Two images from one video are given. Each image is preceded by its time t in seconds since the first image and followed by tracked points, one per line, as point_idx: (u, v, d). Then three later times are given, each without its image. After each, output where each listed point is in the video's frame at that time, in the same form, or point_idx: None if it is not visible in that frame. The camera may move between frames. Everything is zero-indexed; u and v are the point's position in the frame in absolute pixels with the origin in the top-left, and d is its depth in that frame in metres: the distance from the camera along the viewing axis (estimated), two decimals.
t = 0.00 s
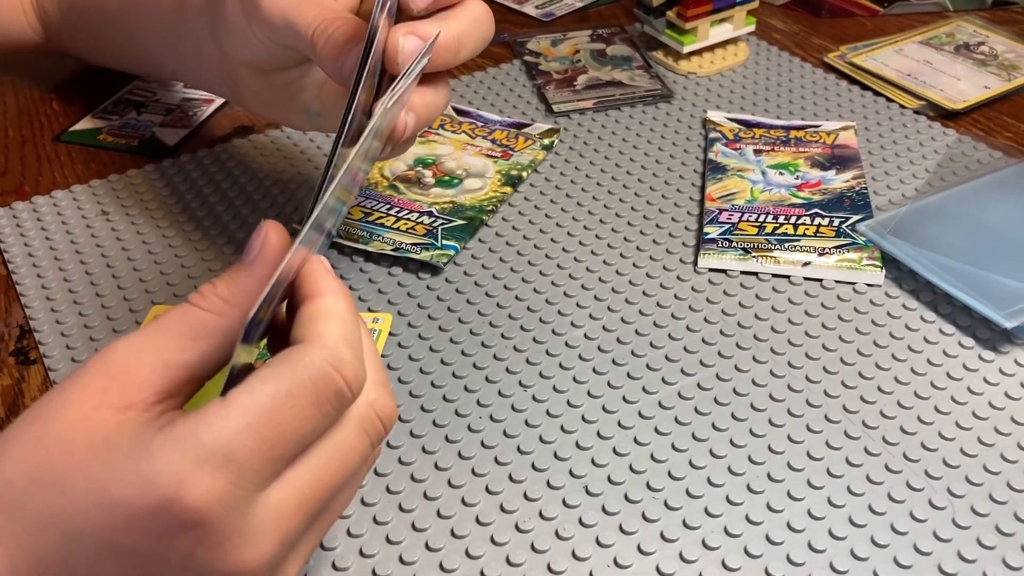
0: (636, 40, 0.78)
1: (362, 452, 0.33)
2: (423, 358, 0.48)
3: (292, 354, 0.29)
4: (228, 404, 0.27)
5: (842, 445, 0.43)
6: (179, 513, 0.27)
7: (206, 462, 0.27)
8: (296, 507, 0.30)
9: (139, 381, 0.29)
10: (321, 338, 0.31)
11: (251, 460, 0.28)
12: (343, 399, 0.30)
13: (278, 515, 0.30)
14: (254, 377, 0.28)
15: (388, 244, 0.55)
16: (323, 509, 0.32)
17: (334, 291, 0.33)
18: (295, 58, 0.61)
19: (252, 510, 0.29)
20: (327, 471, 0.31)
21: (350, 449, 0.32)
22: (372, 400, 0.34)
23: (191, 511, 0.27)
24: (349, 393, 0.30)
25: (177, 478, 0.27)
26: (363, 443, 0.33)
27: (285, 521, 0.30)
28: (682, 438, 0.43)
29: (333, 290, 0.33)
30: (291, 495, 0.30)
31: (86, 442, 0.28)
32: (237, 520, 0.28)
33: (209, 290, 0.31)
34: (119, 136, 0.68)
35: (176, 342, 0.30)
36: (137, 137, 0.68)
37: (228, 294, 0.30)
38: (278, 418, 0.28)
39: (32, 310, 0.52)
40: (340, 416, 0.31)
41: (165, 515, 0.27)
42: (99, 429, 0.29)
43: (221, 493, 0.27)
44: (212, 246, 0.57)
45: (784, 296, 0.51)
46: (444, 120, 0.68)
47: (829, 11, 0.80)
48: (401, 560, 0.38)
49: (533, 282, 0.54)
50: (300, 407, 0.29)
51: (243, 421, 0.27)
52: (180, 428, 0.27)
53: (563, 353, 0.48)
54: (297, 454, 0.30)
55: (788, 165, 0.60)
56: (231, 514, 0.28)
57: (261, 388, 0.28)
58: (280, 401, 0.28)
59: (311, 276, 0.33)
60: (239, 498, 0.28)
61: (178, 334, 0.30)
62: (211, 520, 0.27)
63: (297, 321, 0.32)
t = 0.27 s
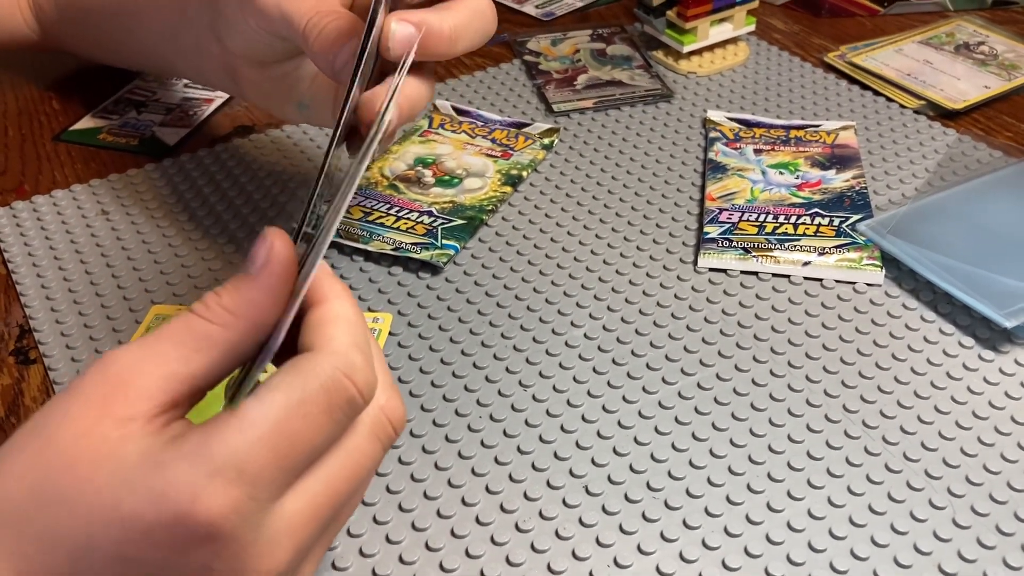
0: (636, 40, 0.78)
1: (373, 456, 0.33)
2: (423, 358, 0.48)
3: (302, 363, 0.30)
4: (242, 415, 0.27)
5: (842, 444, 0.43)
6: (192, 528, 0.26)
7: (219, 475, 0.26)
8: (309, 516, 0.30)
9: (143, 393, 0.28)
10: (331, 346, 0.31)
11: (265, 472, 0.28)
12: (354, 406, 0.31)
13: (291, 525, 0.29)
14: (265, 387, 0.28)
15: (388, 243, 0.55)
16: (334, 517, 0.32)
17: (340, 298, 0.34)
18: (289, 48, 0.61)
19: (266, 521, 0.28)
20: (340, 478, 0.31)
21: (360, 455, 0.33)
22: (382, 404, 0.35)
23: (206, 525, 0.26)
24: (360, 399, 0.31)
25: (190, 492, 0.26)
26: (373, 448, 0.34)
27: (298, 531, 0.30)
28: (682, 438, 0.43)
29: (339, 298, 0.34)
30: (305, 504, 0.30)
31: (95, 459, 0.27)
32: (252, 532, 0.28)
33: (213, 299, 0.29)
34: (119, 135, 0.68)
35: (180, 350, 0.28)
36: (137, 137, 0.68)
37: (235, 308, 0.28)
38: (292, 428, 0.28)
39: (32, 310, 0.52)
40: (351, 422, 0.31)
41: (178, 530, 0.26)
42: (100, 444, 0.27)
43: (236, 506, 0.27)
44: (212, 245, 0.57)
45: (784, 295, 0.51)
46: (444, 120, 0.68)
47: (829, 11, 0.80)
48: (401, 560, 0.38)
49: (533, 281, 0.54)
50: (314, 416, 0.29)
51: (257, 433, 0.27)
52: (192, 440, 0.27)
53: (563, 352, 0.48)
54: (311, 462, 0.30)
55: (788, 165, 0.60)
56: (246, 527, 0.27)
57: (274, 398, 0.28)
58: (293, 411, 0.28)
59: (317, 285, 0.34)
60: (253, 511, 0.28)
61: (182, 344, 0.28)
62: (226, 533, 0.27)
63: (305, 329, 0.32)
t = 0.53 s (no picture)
0: (635, 37, 0.78)
1: (368, 472, 0.33)
2: (422, 356, 0.48)
3: (303, 379, 0.29)
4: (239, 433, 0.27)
5: (843, 442, 0.42)
6: (181, 546, 0.26)
7: (211, 495, 0.26)
8: (301, 536, 0.30)
9: (138, 404, 0.27)
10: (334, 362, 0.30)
11: (258, 492, 0.27)
12: (353, 427, 0.30)
13: (283, 545, 0.29)
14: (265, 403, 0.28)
15: (387, 241, 0.55)
16: (328, 534, 0.32)
17: (345, 309, 0.33)
18: (286, 14, 0.65)
19: (256, 540, 0.28)
20: (335, 497, 0.31)
21: (357, 472, 0.32)
22: (382, 420, 0.34)
23: (195, 544, 0.26)
24: (359, 420, 0.30)
25: (179, 511, 0.26)
26: (369, 464, 0.33)
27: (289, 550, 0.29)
28: (683, 436, 0.43)
29: (345, 309, 0.33)
30: (298, 522, 0.30)
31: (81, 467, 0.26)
32: (242, 551, 0.27)
33: (214, 306, 0.29)
34: (117, 133, 0.67)
35: (177, 361, 0.28)
36: (135, 135, 0.67)
37: (239, 314, 0.29)
38: (288, 449, 0.28)
39: (30, 308, 0.52)
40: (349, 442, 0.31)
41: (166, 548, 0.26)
42: (90, 456, 0.26)
43: (226, 527, 0.26)
44: (211, 243, 0.57)
45: (785, 293, 0.51)
46: (443, 117, 0.67)
47: (829, 9, 0.80)
48: (400, 558, 0.38)
49: (533, 279, 0.53)
50: (312, 437, 0.28)
51: (253, 452, 0.27)
52: (185, 454, 0.26)
53: (563, 350, 0.48)
54: (304, 482, 0.29)
55: (788, 162, 0.60)
56: (235, 547, 0.27)
57: (273, 417, 0.27)
58: (291, 431, 0.28)
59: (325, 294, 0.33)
60: (244, 530, 0.27)
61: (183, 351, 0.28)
62: (216, 553, 0.26)
63: (307, 341, 0.31)
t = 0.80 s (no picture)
0: (634, 37, 0.78)
1: (359, 513, 0.32)
2: (423, 354, 0.48)
3: (286, 419, 0.28)
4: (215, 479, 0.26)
5: (843, 440, 0.43)
6: None
7: (177, 544, 0.25)
8: None
9: (113, 431, 0.27)
10: (319, 400, 0.29)
11: (230, 542, 0.26)
12: (339, 473, 0.29)
13: None
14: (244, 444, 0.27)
15: (387, 240, 0.55)
16: None
17: (341, 340, 0.31)
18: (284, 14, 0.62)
19: None
20: (317, 542, 0.30)
21: (344, 513, 0.31)
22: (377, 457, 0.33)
23: None
24: (345, 467, 0.29)
25: (144, 556, 0.25)
26: (360, 503, 0.32)
27: None
28: (683, 434, 0.43)
29: (340, 339, 0.32)
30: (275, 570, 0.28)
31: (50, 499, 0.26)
32: None
33: (198, 321, 0.28)
34: (117, 133, 0.67)
35: (154, 386, 0.27)
36: (136, 134, 0.67)
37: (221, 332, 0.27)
38: (266, 495, 0.27)
39: (31, 307, 0.52)
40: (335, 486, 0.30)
41: None
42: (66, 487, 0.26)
43: None
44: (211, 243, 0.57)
45: (784, 292, 0.51)
46: (443, 117, 0.68)
47: (828, 9, 0.80)
48: (402, 556, 0.38)
49: (533, 278, 0.53)
50: (291, 485, 0.27)
51: (229, 500, 0.26)
52: (158, 498, 0.25)
53: (563, 349, 0.48)
54: (284, 529, 0.28)
55: (787, 161, 0.60)
56: None
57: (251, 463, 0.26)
58: (270, 478, 0.27)
59: (319, 321, 0.32)
60: None
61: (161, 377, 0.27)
62: None
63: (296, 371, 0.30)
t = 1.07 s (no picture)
0: (636, 33, 0.77)
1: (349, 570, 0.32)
2: (426, 351, 0.48)
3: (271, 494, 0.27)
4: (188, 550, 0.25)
5: (850, 436, 0.42)
6: None
7: None
8: None
9: (93, 475, 0.27)
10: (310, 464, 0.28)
11: None
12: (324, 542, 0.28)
13: None
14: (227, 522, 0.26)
15: (389, 236, 0.55)
16: None
17: (336, 392, 0.29)
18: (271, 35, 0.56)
19: None
20: None
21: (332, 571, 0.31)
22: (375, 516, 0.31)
23: None
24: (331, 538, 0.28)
25: None
26: (351, 562, 0.31)
27: None
28: (689, 430, 0.43)
29: (336, 389, 0.29)
30: None
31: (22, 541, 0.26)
32: None
33: (182, 365, 0.27)
34: (116, 129, 0.67)
35: (135, 431, 0.27)
36: (135, 130, 0.67)
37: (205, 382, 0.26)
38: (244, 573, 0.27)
39: (30, 304, 0.51)
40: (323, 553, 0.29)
41: None
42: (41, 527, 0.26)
43: None
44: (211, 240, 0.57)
45: (790, 288, 0.51)
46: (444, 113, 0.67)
47: (829, 5, 0.80)
48: (407, 554, 0.38)
49: (536, 274, 0.53)
50: (272, 563, 0.27)
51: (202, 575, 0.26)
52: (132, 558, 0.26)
53: (568, 345, 0.48)
54: None
55: (791, 157, 0.60)
56: None
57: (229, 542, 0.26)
58: (250, 558, 0.26)
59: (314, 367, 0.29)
60: None
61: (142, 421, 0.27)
62: None
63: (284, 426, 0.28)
